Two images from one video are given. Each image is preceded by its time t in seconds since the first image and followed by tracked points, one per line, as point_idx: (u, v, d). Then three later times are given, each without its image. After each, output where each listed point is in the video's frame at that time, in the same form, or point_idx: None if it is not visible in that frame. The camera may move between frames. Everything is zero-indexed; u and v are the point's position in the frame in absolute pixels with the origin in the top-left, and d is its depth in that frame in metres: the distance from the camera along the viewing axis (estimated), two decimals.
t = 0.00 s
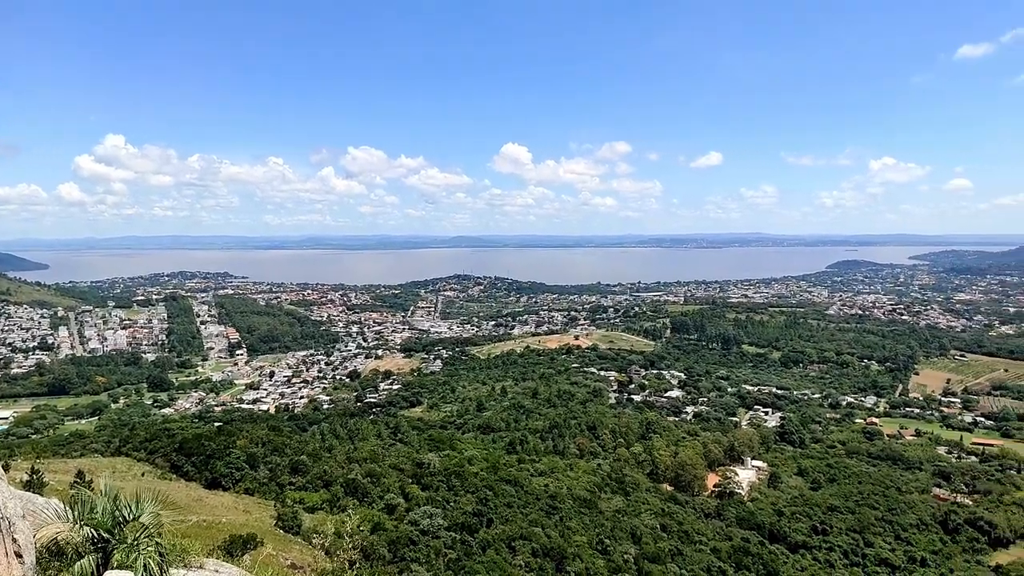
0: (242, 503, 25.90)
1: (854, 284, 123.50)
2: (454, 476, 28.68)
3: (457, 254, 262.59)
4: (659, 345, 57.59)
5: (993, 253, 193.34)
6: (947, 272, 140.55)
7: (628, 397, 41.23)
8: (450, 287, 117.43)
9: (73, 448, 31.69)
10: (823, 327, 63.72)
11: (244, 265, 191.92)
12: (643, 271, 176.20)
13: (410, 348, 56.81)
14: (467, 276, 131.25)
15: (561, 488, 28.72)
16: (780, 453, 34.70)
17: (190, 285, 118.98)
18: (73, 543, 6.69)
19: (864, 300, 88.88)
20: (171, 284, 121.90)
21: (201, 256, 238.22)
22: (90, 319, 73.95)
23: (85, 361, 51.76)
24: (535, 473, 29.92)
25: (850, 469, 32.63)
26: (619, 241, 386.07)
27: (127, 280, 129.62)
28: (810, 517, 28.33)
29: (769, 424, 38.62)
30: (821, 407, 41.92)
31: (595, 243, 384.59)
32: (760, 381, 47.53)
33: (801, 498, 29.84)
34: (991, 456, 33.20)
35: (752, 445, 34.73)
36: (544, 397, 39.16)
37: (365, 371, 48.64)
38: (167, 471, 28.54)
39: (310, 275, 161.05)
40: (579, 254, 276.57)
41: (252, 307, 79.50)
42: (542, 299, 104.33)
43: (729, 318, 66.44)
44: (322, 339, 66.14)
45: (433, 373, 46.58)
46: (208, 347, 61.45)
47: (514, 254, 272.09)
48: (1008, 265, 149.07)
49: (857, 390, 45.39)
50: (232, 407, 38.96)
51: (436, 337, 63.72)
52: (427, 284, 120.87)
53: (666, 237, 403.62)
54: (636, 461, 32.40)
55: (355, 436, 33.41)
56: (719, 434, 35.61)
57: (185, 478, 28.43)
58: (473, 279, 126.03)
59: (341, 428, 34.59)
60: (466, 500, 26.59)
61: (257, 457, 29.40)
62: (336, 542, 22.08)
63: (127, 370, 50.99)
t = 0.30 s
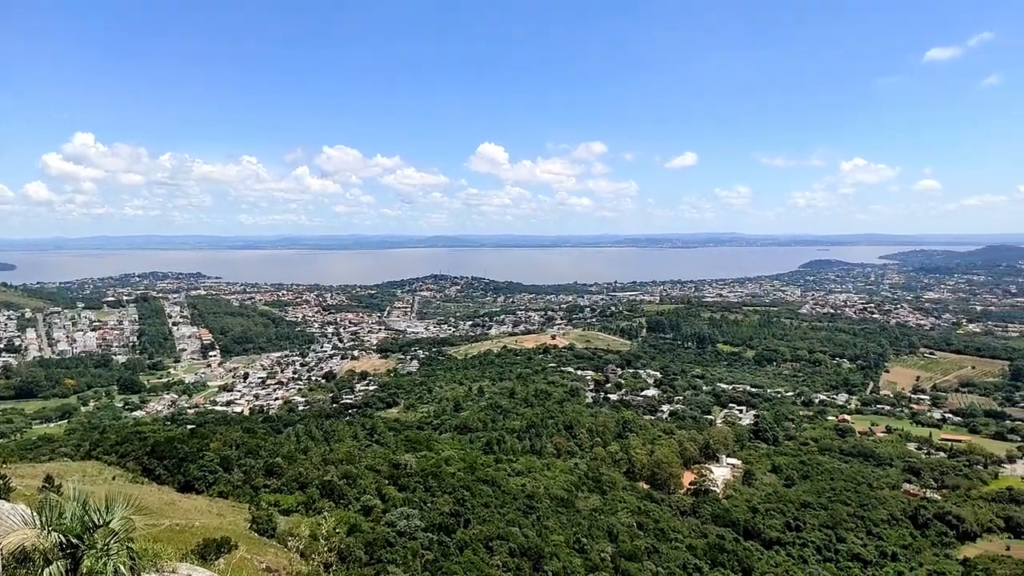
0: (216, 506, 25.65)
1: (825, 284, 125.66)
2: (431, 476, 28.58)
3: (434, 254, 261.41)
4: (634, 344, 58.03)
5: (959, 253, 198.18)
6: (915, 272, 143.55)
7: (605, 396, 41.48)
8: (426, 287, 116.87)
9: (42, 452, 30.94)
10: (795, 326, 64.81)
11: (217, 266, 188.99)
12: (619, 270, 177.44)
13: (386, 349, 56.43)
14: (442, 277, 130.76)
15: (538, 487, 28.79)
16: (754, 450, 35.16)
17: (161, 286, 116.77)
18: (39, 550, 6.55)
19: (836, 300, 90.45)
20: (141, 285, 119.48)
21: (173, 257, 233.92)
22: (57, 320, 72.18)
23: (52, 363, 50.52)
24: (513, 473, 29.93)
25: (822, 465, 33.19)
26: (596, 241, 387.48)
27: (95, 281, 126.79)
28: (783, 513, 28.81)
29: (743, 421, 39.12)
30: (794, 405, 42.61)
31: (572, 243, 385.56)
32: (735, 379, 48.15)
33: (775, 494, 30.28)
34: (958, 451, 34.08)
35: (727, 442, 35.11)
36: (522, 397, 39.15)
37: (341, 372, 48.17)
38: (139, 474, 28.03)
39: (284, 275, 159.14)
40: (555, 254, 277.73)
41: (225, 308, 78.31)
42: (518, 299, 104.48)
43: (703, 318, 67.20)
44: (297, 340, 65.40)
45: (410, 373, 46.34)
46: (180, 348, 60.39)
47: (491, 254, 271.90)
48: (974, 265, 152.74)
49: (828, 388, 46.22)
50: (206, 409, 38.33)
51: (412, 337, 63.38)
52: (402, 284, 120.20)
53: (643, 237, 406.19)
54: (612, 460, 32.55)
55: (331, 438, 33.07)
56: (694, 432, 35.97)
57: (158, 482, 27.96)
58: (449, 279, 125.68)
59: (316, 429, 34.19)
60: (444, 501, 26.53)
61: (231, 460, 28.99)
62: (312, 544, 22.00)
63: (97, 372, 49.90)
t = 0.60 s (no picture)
0: (188, 509, 25.40)
1: (798, 283, 127.14)
2: (407, 477, 28.47)
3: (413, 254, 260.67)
4: (611, 344, 58.19)
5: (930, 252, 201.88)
6: (887, 271, 145.79)
7: (581, 395, 41.56)
8: (403, 287, 116.49)
9: (6, 457, 30.30)
10: (770, 325, 65.40)
11: (193, 266, 186.58)
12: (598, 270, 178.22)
13: (362, 350, 56.14)
14: (419, 276, 130.17)
15: (515, 487, 28.77)
16: (729, 448, 35.42)
17: (133, 286, 114.86)
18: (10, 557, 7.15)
19: (807, 299, 91.58)
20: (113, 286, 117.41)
21: (146, 257, 230.39)
22: (25, 322, 70.68)
23: (19, 367, 49.47)
24: (489, 473, 29.88)
25: (796, 462, 33.52)
26: (576, 241, 388.44)
27: (65, 282, 124.31)
28: (757, 510, 29.07)
29: (718, 419, 39.39)
30: (767, 402, 42.99)
31: (551, 242, 386.31)
32: (710, 377, 48.47)
33: (749, 491, 30.55)
34: (926, 447, 34.57)
35: (702, 440, 35.32)
36: (498, 397, 39.07)
37: (316, 373, 47.79)
38: (108, 478, 27.57)
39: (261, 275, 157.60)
40: (534, 254, 278.00)
41: (197, 309, 77.32)
42: (495, 298, 104.41)
43: (679, 316, 67.55)
44: (272, 342, 64.76)
45: (385, 374, 46.11)
46: (152, 350, 59.48)
47: (470, 254, 271.38)
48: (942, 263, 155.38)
49: (801, 386, 46.72)
50: (177, 412, 37.80)
51: (388, 338, 63.04)
52: (379, 284, 119.47)
53: (624, 236, 408.10)
54: (589, 459, 32.60)
55: (306, 439, 32.79)
56: (669, 430, 36.13)
57: (128, 485, 27.55)
58: (427, 279, 125.19)
59: (290, 431, 33.86)
60: (420, 501, 26.45)
61: (204, 462, 28.65)
62: (286, 546, 21.95)
63: (66, 374, 48.98)
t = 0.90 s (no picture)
0: (160, 513, 25.05)
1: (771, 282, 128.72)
2: (383, 478, 28.32)
3: (391, 254, 259.23)
4: (586, 343, 58.38)
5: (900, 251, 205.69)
6: (857, 270, 148.32)
7: (557, 395, 41.65)
8: (377, 287, 115.95)
9: None
10: (743, 324, 66.10)
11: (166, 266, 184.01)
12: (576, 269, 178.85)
13: (337, 350, 55.73)
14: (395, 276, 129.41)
15: (492, 487, 28.74)
16: (703, 446, 35.71)
17: (102, 288, 112.78)
18: None
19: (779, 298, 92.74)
20: (82, 287, 115.17)
21: (118, 257, 226.64)
22: None
23: None
24: (466, 473, 29.82)
25: (769, 459, 33.88)
26: (555, 240, 389.58)
27: (32, 283, 121.66)
28: (731, 507, 29.36)
29: (693, 418, 39.71)
30: (741, 400, 43.41)
31: (530, 242, 386.97)
32: (685, 376, 48.85)
33: (724, 489, 30.83)
34: (895, 443, 35.15)
35: (677, 439, 35.56)
36: (474, 397, 38.98)
37: (290, 375, 47.32)
38: (77, 483, 27.07)
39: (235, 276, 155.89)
40: (512, 253, 278.24)
41: (169, 310, 76.18)
42: (471, 298, 104.34)
43: (654, 316, 67.96)
44: (245, 343, 64.02)
45: (360, 375, 45.85)
46: (122, 352, 58.50)
47: (447, 254, 270.82)
48: (910, 263, 158.12)
49: (774, 383, 47.30)
50: (148, 414, 37.24)
51: (363, 339, 62.66)
52: (354, 285, 118.64)
53: (603, 235, 409.69)
54: (565, 458, 32.63)
55: (280, 441, 32.46)
56: (645, 429, 36.32)
57: (98, 490, 27.07)
58: (403, 279, 124.62)
59: (264, 433, 33.49)
60: (396, 503, 26.33)
61: (176, 465, 28.24)
62: (259, 550, 21.78)
63: (33, 377, 47.99)
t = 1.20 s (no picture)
0: (134, 517, 24.69)
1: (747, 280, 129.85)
2: (361, 479, 28.18)
3: (371, 253, 257.60)
4: (565, 342, 58.53)
5: (875, 250, 208.60)
6: (831, 269, 150.22)
7: (536, 394, 41.68)
8: (355, 287, 115.21)
9: None
10: (719, 322, 66.69)
11: (141, 266, 181.35)
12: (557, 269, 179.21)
13: (314, 351, 55.29)
14: (372, 276, 128.46)
15: (470, 487, 28.69)
16: (681, 444, 35.94)
17: (73, 289, 110.68)
18: None
19: (755, 297, 93.64)
20: (52, 287, 112.88)
21: (91, 257, 222.93)
22: None
23: None
24: (444, 473, 29.74)
25: (746, 456, 34.18)
26: (536, 240, 390.27)
27: None
28: (709, 503, 29.62)
29: (670, 416, 39.97)
30: (718, 398, 43.76)
31: (511, 241, 387.23)
32: (663, 375, 49.16)
33: (701, 486, 31.07)
34: (868, 439, 35.66)
35: (655, 437, 35.75)
36: (453, 397, 38.87)
37: (266, 376, 46.86)
38: (48, 487, 26.57)
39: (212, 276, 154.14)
40: (491, 252, 278.12)
41: (142, 311, 75.03)
42: (449, 298, 104.18)
43: (632, 314, 68.30)
44: (220, 344, 63.32)
45: (338, 375, 45.56)
46: (94, 354, 57.52)
47: (427, 254, 270.08)
48: (883, 262, 160.74)
49: (751, 381, 47.79)
50: (121, 417, 36.68)
51: (341, 339, 62.25)
52: (331, 284, 117.71)
53: (583, 235, 411.51)
54: (544, 457, 32.65)
55: (256, 443, 32.15)
56: (623, 427, 36.47)
57: (69, 493, 26.61)
58: (381, 279, 123.88)
59: (240, 434, 33.13)
60: (374, 504, 26.20)
61: (150, 468, 27.84)
62: (235, 552, 21.62)
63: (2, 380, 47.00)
